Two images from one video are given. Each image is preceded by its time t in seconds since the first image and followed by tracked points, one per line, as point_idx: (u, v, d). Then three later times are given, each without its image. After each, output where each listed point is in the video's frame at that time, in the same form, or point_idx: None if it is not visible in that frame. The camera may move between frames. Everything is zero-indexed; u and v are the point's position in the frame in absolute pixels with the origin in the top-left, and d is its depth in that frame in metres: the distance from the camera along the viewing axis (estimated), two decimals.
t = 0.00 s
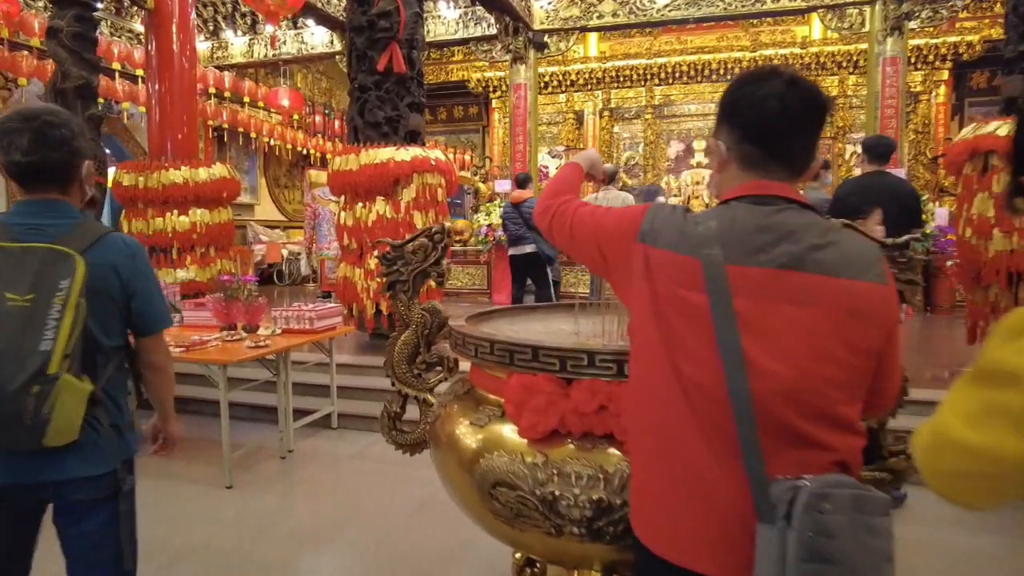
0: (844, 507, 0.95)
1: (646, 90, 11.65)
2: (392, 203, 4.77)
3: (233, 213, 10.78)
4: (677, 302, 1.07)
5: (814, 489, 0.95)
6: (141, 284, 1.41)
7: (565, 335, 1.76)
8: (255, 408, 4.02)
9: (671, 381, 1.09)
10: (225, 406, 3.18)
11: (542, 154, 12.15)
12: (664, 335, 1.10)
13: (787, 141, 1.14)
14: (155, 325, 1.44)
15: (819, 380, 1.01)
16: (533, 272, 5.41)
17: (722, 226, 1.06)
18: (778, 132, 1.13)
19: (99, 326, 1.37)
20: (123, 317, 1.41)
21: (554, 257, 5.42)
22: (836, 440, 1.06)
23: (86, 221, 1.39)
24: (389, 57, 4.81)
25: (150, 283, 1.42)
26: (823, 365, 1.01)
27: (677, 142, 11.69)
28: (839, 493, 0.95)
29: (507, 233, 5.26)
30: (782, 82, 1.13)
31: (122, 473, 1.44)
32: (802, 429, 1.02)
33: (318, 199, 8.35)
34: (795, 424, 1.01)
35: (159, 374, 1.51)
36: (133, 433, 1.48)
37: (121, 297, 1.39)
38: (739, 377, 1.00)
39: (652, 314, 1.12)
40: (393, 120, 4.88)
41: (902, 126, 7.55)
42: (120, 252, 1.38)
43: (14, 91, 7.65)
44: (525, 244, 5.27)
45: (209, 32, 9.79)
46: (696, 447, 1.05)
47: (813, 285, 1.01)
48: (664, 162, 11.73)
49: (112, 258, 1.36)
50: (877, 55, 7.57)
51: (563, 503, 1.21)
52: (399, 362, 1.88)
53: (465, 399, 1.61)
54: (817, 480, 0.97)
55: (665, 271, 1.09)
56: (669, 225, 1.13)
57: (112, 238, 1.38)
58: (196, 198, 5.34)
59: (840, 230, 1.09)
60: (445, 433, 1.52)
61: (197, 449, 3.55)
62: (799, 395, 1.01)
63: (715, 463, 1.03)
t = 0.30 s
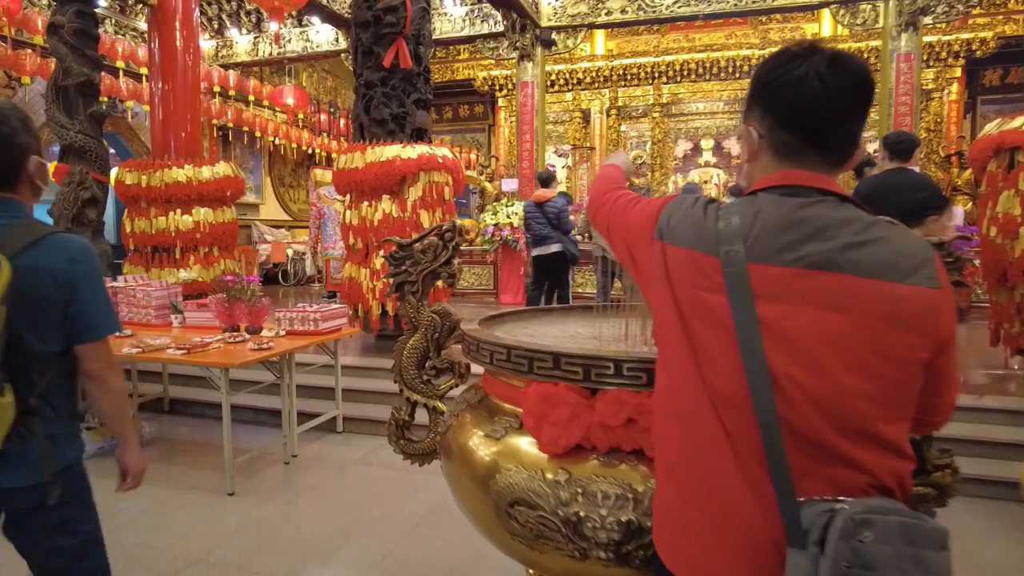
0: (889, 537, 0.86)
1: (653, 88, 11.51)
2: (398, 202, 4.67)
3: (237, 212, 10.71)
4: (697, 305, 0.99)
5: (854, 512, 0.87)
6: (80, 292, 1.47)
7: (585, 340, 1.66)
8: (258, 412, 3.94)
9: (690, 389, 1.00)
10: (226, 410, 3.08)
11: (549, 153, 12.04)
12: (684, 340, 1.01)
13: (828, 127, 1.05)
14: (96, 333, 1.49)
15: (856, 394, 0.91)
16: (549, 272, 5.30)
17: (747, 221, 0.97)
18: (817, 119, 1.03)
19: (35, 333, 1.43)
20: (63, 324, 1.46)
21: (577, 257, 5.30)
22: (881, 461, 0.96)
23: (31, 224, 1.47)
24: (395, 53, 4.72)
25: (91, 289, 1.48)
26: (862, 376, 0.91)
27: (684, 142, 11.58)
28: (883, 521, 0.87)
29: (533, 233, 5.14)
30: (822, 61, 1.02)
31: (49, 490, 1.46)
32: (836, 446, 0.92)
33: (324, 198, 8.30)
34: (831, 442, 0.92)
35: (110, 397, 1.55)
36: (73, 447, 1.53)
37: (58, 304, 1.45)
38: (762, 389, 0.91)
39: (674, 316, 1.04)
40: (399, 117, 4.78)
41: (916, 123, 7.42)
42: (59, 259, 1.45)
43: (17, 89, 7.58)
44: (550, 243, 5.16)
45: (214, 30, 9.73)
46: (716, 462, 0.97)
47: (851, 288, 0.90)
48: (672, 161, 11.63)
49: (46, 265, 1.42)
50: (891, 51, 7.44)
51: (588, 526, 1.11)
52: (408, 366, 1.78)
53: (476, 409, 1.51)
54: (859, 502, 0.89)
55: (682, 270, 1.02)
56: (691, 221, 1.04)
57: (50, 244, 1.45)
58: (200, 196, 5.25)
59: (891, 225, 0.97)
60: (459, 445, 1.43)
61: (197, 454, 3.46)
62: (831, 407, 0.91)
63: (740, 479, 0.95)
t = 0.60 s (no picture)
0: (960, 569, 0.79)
1: (660, 86, 11.26)
2: (407, 200, 4.57)
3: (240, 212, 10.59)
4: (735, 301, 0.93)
5: (914, 540, 0.81)
6: (56, 294, 1.39)
7: (619, 347, 1.55)
8: (264, 414, 3.85)
9: (728, 392, 0.94)
10: (232, 415, 2.98)
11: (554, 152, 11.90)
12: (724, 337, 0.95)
13: (893, 116, 0.91)
14: (72, 339, 1.41)
15: (914, 403, 0.84)
16: (569, 274, 5.11)
17: (793, 212, 0.90)
18: (858, 100, 0.91)
19: (8, 335, 1.35)
20: (39, 328, 1.39)
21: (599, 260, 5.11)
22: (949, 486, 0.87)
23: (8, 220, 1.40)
24: (404, 47, 4.62)
25: (68, 290, 1.41)
26: (921, 386, 0.84)
27: (691, 140, 11.38)
28: (951, 552, 0.80)
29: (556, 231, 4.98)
30: (889, 39, 0.89)
31: (27, 506, 1.38)
32: (888, 456, 0.84)
33: (328, 198, 8.22)
34: (888, 457, 0.84)
35: (87, 410, 1.47)
36: (56, 459, 1.45)
37: (34, 305, 1.37)
38: (804, 392, 0.86)
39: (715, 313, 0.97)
40: (408, 114, 4.69)
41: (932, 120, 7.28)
42: (36, 258, 1.37)
43: (19, 87, 7.47)
44: (573, 242, 5.00)
45: (217, 26, 9.64)
46: (754, 468, 0.90)
47: (911, 288, 0.83)
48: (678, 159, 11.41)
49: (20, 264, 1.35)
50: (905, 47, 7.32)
51: (638, 553, 1.02)
52: (428, 374, 1.67)
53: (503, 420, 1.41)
54: (923, 531, 0.83)
55: (718, 263, 0.96)
56: (732, 209, 0.96)
57: (26, 243, 1.37)
58: (204, 195, 5.16)
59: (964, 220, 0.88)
60: (485, 460, 1.35)
61: (202, 460, 3.36)
62: (882, 414, 0.84)
63: (784, 489, 0.88)
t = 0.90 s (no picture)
0: None
1: (665, 86, 11.05)
2: (415, 202, 4.45)
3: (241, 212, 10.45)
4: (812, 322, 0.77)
5: None
6: (51, 311, 1.33)
7: (661, 365, 1.43)
8: (268, 422, 3.73)
9: (804, 429, 0.79)
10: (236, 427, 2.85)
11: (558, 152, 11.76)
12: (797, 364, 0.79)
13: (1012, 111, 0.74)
14: (69, 358, 1.36)
15: None
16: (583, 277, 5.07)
17: (887, 222, 0.74)
18: (950, 91, 0.75)
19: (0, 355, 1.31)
20: (32, 346, 1.34)
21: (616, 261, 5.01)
22: None
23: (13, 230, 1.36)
24: (412, 45, 4.50)
25: (63, 307, 1.34)
26: None
27: (696, 141, 11.07)
28: None
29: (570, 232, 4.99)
30: (1005, 27, 0.73)
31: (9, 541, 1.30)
32: (1009, 513, 0.68)
33: (331, 198, 8.10)
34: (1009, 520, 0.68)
35: (98, 430, 1.44)
36: (42, 491, 1.40)
37: (27, 324, 1.33)
38: (899, 439, 0.70)
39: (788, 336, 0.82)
40: (416, 112, 4.57)
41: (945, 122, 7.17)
42: (30, 273, 1.32)
43: (18, 84, 7.35)
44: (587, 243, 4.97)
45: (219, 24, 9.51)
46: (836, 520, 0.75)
47: None
48: (684, 160, 11.12)
49: (13, 280, 1.30)
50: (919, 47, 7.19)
51: None
52: (451, 391, 1.56)
53: (538, 446, 1.30)
54: None
55: (788, 278, 0.80)
56: (811, 216, 0.81)
57: (23, 255, 1.33)
58: (206, 195, 5.04)
59: None
60: (518, 488, 1.24)
61: (205, 471, 3.24)
62: (1002, 463, 0.68)
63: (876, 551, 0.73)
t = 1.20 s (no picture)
0: None
1: (667, 85, 10.93)
2: (418, 202, 4.36)
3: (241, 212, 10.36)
4: (890, 339, 0.68)
5: None
6: (53, 322, 1.25)
7: (688, 377, 1.35)
8: (268, 427, 3.65)
9: (877, 460, 0.69)
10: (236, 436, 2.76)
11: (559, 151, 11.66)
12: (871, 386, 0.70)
13: None
14: (72, 373, 1.27)
15: None
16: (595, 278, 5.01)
17: (979, 225, 0.64)
18: None
19: None
20: (31, 360, 1.25)
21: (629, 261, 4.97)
22: None
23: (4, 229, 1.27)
24: (415, 41, 4.41)
25: (66, 318, 1.26)
26: None
27: (698, 140, 11.00)
28: None
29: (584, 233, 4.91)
30: None
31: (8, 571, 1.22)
32: None
33: (331, 198, 8.02)
34: None
35: (97, 455, 1.35)
36: (38, 515, 1.32)
37: (26, 336, 1.24)
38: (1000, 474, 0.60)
39: (859, 353, 0.72)
40: (419, 110, 4.48)
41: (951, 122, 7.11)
42: (30, 281, 1.23)
43: (14, 83, 7.24)
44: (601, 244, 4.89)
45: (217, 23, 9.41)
46: (920, 564, 0.66)
47: None
48: (686, 159, 11.02)
49: (13, 289, 1.21)
50: (926, 45, 7.12)
51: None
52: (464, 402, 1.48)
53: (559, 464, 1.21)
54: None
55: (859, 290, 0.71)
56: (883, 217, 0.71)
57: (22, 263, 1.23)
58: (205, 195, 4.95)
59: None
60: (539, 511, 1.15)
61: (204, 479, 3.15)
62: None
63: None
